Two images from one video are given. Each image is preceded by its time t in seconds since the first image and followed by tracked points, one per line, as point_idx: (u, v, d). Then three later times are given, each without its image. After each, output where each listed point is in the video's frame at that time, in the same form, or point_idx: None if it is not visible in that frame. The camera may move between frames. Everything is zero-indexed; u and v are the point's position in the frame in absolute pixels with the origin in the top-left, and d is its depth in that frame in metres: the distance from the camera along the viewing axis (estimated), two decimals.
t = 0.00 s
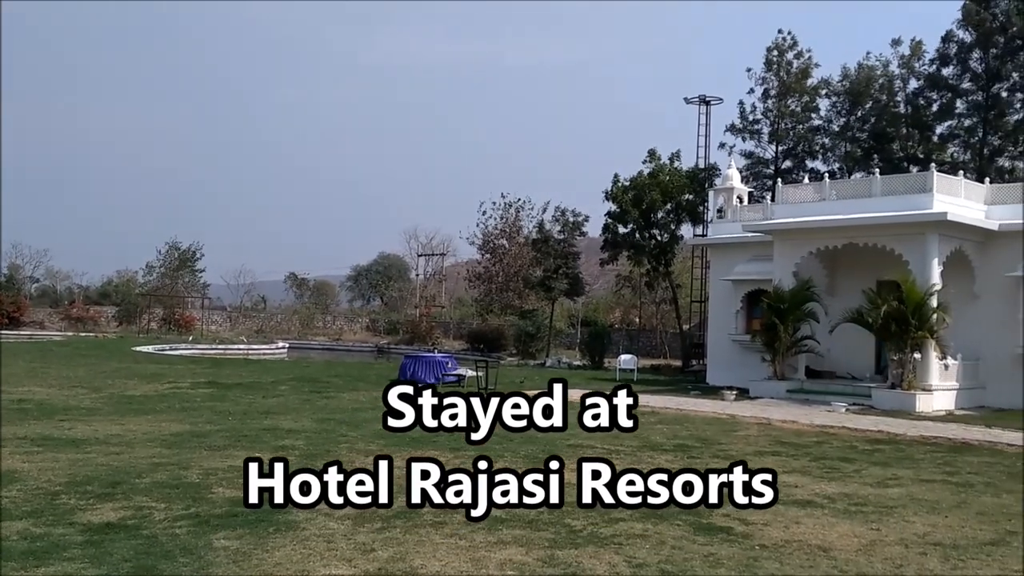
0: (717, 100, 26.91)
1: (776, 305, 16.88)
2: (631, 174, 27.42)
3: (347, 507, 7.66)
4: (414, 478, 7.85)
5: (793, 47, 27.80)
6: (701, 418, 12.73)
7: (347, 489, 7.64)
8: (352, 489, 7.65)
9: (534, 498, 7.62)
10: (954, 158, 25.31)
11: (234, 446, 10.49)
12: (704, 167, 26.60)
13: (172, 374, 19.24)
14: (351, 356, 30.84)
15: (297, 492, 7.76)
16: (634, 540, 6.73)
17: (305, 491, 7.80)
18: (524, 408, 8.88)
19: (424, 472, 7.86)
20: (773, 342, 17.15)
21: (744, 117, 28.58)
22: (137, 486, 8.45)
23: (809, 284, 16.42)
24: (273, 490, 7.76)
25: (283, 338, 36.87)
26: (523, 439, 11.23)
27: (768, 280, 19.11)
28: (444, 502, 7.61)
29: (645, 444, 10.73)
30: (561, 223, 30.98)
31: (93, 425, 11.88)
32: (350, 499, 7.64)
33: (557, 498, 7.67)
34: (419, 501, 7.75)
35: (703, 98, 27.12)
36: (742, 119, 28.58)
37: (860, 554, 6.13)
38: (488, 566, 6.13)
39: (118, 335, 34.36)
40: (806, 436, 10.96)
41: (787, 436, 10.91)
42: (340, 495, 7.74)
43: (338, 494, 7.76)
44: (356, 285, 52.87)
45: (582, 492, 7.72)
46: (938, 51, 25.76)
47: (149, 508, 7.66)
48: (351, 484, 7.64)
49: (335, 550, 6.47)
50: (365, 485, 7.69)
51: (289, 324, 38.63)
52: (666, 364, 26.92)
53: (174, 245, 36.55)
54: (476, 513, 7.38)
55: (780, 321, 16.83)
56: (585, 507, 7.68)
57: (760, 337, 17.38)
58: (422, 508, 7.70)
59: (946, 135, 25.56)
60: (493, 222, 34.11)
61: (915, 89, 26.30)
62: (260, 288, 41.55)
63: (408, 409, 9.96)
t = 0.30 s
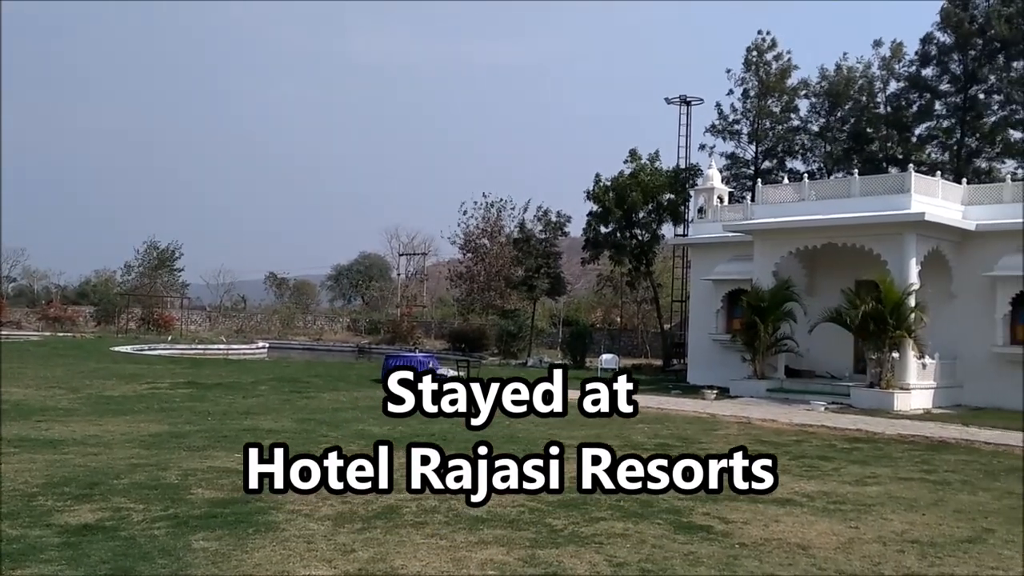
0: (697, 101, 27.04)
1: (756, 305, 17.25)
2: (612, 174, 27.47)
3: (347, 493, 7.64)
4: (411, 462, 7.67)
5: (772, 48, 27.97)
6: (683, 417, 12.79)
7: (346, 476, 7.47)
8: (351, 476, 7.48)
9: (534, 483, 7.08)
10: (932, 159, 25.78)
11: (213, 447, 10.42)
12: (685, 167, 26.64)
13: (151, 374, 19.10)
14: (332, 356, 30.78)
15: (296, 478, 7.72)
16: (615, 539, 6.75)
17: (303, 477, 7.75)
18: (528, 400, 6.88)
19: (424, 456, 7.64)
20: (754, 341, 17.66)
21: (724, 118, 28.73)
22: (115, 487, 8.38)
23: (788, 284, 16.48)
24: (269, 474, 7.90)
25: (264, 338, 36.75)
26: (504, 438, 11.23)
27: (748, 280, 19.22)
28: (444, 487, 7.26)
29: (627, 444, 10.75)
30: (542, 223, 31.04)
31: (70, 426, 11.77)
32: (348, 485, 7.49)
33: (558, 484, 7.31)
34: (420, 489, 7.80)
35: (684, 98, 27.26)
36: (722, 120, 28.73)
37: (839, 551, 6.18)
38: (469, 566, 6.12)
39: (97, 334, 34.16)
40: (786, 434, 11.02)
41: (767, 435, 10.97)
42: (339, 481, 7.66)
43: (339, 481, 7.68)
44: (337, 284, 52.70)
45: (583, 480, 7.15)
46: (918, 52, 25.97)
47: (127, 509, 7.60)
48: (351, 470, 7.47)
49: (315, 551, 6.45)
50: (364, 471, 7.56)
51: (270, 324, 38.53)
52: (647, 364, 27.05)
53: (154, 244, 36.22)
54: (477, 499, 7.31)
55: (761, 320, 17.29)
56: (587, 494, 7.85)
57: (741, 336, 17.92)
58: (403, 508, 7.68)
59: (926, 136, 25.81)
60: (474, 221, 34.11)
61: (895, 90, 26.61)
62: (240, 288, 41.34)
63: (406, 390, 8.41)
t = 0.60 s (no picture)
0: (680, 102, 27.13)
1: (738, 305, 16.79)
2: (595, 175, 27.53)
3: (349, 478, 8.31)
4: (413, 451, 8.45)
5: (754, 49, 28.10)
6: (665, 417, 12.82)
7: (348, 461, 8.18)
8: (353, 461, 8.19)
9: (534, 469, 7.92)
10: (912, 160, 25.86)
11: (194, 448, 10.36)
12: (667, 168, 26.71)
13: (131, 374, 18.98)
14: (314, 356, 30.69)
15: (297, 463, 8.50)
16: (597, 539, 6.76)
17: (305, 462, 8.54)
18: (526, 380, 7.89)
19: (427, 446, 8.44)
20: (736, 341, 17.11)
21: (706, 118, 28.85)
22: (95, 489, 8.32)
23: (770, 284, 16.61)
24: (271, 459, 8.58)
25: (246, 339, 36.54)
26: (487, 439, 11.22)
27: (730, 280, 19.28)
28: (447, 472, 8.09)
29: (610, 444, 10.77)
30: (524, 223, 31.07)
31: (49, 427, 11.68)
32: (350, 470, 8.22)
33: (557, 470, 8.22)
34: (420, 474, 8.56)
35: (667, 100, 27.34)
36: (704, 121, 28.84)
37: (820, 551, 6.21)
38: (452, 566, 6.11)
39: (76, 334, 33.81)
40: (767, 434, 11.08)
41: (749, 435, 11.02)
42: (339, 466, 8.39)
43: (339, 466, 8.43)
44: (320, 284, 52.51)
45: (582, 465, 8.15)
46: (899, 55, 26.15)
47: (107, 511, 7.54)
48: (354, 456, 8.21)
49: (297, 553, 6.42)
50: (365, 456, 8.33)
51: (251, 325, 38.35)
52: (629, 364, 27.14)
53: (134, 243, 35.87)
54: (477, 484, 8.02)
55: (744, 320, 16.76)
56: (583, 481, 8.48)
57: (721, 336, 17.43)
58: (386, 509, 7.66)
59: (906, 138, 26.01)
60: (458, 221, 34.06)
61: (877, 92, 26.75)
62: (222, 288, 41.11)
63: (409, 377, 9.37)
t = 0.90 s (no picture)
0: (665, 102, 27.14)
1: (722, 306, 16.77)
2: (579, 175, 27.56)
3: (348, 462, 9.47)
4: (414, 437, 9.62)
5: (738, 50, 28.17)
6: (650, 416, 12.85)
7: (349, 447, 9.43)
8: (354, 448, 9.43)
9: (533, 452, 9.48)
10: (896, 161, 26.27)
11: (177, 448, 10.31)
12: (651, 168, 26.76)
13: (114, 375, 18.85)
14: (299, 356, 30.53)
15: (298, 449, 9.52)
16: (582, 539, 6.77)
17: (307, 448, 9.53)
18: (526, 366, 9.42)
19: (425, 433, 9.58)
20: (719, 342, 17.08)
21: (691, 119, 28.89)
22: (77, 489, 8.26)
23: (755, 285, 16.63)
24: (273, 446, 9.45)
25: (230, 339, 36.27)
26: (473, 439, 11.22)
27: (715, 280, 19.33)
28: (447, 457, 9.34)
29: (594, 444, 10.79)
30: (509, 222, 31.03)
31: (31, 428, 11.59)
32: (352, 455, 9.41)
33: (554, 455, 9.60)
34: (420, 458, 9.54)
35: (652, 100, 27.34)
36: (689, 121, 28.86)
37: (803, 549, 6.24)
38: (437, 566, 6.11)
39: (57, 334, 33.44)
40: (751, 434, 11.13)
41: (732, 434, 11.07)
42: (340, 451, 9.55)
43: (338, 451, 9.57)
44: (304, 285, 52.20)
45: (581, 451, 9.54)
46: (883, 56, 26.27)
47: (89, 512, 7.49)
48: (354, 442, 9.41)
49: (281, 553, 6.39)
50: (367, 443, 9.48)
51: (235, 325, 38.09)
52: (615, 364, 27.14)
53: (116, 243, 35.57)
54: (477, 468, 9.00)
55: (727, 321, 16.75)
56: (567, 483, 8.52)
57: (705, 336, 17.33)
58: (371, 509, 7.65)
59: (891, 139, 26.14)
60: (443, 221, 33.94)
61: (860, 93, 26.84)
62: (205, 287, 40.81)
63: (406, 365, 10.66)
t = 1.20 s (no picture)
0: (651, 101, 27.13)
1: (707, 304, 16.84)
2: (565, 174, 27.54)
3: (348, 447, 10.16)
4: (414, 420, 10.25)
5: (724, 49, 28.22)
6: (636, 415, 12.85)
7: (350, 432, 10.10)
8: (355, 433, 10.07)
9: (534, 438, 10.09)
10: (879, 161, 26.31)
11: (160, 447, 10.23)
12: (638, 167, 26.73)
13: (96, 374, 18.67)
14: (284, 355, 30.33)
15: (301, 435, 10.17)
16: (568, 537, 6.77)
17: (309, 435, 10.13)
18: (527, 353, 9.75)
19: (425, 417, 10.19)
20: (705, 341, 17.14)
21: (677, 119, 28.90)
22: (59, 489, 8.19)
23: (740, 284, 16.64)
24: (274, 431, 10.09)
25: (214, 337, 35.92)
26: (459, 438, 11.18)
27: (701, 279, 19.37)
28: (446, 441, 9.97)
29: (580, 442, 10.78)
30: (495, 221, 30.93)
31: (12, 427, 11.47)
32: (352, 440, 10.07)
33: (554, 440, 10.20)
34: (419, 444, 10.18)
35: (639, 98, 27.31)
36: (675, 120, 28.87)
37: (788, 547, 6.26)
38: (422, 566, 6.08)
39: (40, 333, 33.06)
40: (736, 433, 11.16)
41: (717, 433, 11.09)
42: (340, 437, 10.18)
43: (338, 436, 10.25)
44: (289, 283, 51.85)
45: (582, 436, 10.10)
46: (866, 57, 26.38)
47: (71, 512, 7.43)
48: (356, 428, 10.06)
49: (265, 553, 6.36)
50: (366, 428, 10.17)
51: (220, 323, 37.76)
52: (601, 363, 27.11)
53: (100, 241, 35.24)
54: (477, 454, 9.49)
55: (712, 320, 16.81)
56: (552, 483, 8.52)
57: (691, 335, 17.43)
58: (356, 508, 7.61)
59: (875, 138, 26.26)
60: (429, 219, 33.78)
61: (844, 92, 26.94)
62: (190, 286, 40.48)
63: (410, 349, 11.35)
